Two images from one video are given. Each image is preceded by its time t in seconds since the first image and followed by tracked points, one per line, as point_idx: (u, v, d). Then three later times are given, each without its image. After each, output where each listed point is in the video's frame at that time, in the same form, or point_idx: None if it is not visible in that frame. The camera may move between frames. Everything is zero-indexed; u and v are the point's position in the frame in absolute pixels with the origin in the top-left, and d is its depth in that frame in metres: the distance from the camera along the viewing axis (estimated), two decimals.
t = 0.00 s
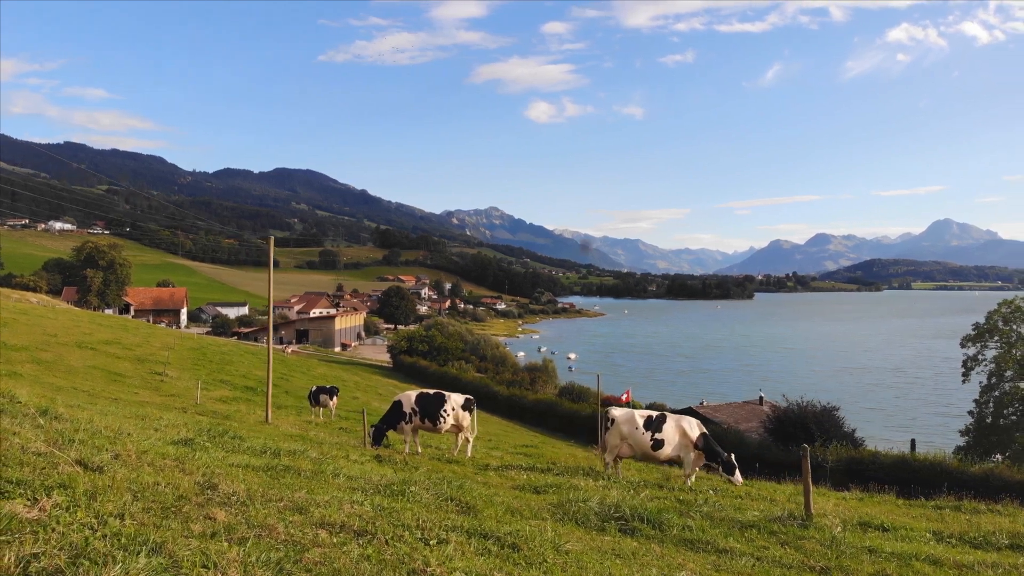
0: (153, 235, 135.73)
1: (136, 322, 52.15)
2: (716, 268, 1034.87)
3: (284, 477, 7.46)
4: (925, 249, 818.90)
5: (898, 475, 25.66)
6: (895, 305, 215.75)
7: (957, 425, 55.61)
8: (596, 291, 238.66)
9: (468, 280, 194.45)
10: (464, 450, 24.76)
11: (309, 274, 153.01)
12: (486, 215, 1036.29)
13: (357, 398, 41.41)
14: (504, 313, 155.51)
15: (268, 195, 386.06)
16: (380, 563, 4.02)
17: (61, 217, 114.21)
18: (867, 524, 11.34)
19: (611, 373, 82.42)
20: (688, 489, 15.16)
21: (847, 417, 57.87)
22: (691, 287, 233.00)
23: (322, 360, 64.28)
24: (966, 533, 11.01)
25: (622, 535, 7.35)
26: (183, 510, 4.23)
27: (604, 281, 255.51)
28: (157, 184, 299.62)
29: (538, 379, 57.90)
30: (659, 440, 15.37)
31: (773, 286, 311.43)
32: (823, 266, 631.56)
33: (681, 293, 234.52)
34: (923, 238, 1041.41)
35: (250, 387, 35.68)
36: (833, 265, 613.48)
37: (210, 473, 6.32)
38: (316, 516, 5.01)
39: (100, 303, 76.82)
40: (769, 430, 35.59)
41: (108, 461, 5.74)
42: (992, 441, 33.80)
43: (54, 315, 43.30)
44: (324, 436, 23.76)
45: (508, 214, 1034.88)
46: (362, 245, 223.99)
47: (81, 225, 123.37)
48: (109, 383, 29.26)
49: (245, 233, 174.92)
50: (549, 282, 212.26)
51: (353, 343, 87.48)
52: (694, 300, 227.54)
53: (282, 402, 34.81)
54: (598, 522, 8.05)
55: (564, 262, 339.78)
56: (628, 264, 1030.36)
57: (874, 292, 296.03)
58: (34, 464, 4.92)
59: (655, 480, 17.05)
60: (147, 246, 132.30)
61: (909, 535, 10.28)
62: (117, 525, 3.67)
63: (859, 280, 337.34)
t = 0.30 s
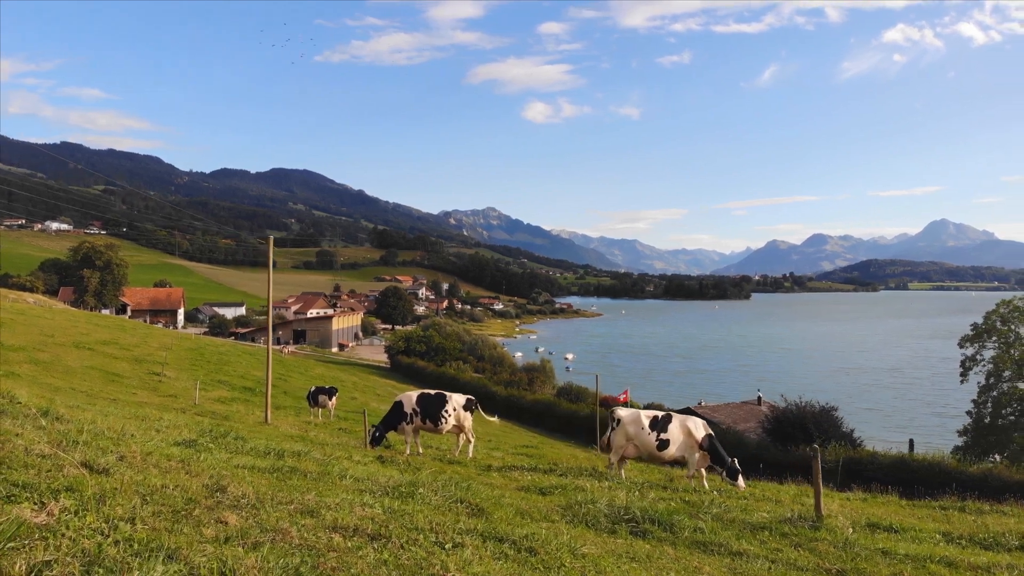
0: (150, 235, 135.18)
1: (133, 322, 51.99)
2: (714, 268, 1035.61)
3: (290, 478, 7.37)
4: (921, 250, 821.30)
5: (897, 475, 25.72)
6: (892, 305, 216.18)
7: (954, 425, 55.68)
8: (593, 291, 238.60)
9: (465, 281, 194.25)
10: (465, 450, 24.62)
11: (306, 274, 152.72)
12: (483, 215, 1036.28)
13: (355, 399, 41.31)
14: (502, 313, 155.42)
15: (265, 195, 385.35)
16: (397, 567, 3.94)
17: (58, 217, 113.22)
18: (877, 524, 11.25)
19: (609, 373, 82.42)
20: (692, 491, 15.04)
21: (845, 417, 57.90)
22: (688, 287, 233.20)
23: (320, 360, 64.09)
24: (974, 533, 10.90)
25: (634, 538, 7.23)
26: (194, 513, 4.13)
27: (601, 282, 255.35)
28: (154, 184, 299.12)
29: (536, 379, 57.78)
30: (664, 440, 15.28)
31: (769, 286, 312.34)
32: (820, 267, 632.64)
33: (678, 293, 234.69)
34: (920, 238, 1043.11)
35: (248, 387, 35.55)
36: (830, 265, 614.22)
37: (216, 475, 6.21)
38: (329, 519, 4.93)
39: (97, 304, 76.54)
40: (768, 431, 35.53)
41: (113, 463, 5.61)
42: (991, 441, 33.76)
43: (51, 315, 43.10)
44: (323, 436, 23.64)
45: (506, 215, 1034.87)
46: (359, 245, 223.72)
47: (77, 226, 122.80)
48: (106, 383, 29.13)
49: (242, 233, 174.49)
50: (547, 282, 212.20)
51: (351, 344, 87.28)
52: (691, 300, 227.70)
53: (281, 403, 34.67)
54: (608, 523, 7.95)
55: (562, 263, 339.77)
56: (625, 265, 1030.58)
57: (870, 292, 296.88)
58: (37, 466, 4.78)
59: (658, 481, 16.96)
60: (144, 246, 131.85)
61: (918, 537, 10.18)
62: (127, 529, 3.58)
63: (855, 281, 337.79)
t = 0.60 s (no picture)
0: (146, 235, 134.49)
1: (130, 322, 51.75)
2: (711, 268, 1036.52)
3: (296, 479, 7.24)
4: (918, 250, 823.16)
5: (894, 474, 25.81)
6: (888, 305, 216.67)
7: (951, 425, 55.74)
8: (590, 292, 238.56)
9: (462, 281, 193.99)
10: (465, 450, 24.49)
11: (303, 275, 152.34)
12: (480, 215, 1035.84)
13: (353, 399, 41.16)
14: (499, 313, 155.27)
15: (262, 195, 384.50)
16: (415, 570, 3.86)
17: (55, 217, 112.48)
18: (884, 524, 11.16)
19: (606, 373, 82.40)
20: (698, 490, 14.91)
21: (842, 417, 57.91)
22: (685, 287, 233.31)
23: (317, 360, 63.88)
24: (982, 533, 10.82)
25: (647, 540, 7.15)
26: (206, 515, 4.04)
27: (598, 282, 255.31)
28: (150, 183, 298.27)
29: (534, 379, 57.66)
30: (669, 440, 15.20)
31: (766, 287, 312.44)
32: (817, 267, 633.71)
33: (675, 294, 234.79)
34: (916, 238, 1045.31)
35: (246, 387, 35.39)
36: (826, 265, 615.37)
37: (225, 477, 6.11)
38: (343, 521, 4.85)
39: (93, 304, 76.20)
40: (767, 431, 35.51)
41: (119, 465, 5.50)
42: (988, 441, 33.72)
43: (48, 315, 42.83)
44: (323, 437, 23.51)
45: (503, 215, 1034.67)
46: (356, 245, 223.39)
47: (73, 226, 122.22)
48: (104, 383, 28.97)
49: (239, 233, 173.98)
50: (543, 282, 212.10)
51: (348, 344, 87.05)
52: (687, 300, 227.78)
53: (279, 403, 34.53)
54: (619, 525, 7.84)
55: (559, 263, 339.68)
56: (622, 265, 1030.83)
57: (867, 293, 297.18)
58: (45, 467, 4.67)
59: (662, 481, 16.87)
60: (140, 246, 131.31)
61: (928, 536, 10.10)
62: (141, 533, 3.52)
63: (852, 281, 338.21)
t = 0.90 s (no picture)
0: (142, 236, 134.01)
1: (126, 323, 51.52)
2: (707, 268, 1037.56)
3: (301, 480, 7.16)
4: (914, 250, 825.63)
5: (887, 473, 26.07)
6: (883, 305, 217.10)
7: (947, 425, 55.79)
8: (587, 291, 238.45)
9: (458, 281, 193.71)
10: (465, 451, 24.39)
11: (299, 275, 151.95)
12: (477, 215, 1035.47)
13: (351, 399, 41.00)
14: (495, 313, 155.11)
15: (258, 195, 383.43)
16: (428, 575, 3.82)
17: (51, 217, 112.07)
18: (888, 524, 11.13)
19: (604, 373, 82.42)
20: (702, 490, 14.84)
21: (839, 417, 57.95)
22: (681, 287, 233.37)
23: (314, 360, 63.71)
24: (987, 532, 10.78)
25: (655, 541, 7.08)
26: (214, 518, 3.97)
27: (594, 282, 255.21)
28: (145, 183, 297.29)
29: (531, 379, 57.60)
30: (673, 441, 15.13)
31: (762, 287, 312.52)
32: (813, 267, 634.61)
33: (671, 294, 234.84)
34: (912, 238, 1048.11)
35: (244, 388, 35.24)
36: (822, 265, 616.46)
37: (230, 479, 6.03)
38: (353, 522, 4.80)
39: (89, 304, 75.88)
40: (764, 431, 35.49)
41: (123, 465, 5.42)
42: (985, 440, 33.54)
43: (43, 315, 42.58)
44: (322, 437, 23.37)
45: (500, 215, 1034.17)
46: (352, 245, 223.00)
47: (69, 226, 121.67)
48: (101, 383, 28.81)
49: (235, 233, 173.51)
50: (540, 282, 211.90)
51: (345, 344, 86.88)
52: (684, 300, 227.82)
53: (277, 403, 34.45)
54: (626, 527, 7.74)
55: (555, 263, 339.52)
56: (619, 265, 1031.32)
57: (862, 293, 297.90)
58: (48, 468, 4.59)
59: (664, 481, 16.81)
60: (136, 247, 130.84)
61: (933, 537, 10.06)
62: (152, 535, 3.49)
63: (847, 281, 338.68)
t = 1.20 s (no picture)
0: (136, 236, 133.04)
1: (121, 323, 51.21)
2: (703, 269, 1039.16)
3: (307, 481, 7.04)
4: (908, 250, 829.74)
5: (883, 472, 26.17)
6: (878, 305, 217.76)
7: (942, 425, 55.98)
8: (582, 292, 238.29)
9: (454, 281, 193.32)
10: (463, 451, 24.28)
11: (294, 275, 151.43)
12: (472, 215, 1034.60)
13: (347, 400, 40.80)
14: (491, 313, 154.90)
15: (252, 195, 381.95)
16: None
17: (44, 217, 111.31)
18: (895, 525, 11.03)
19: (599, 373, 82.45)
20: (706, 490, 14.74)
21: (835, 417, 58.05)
22: (676, 287, 233.38)
23: (310, 361, 63.45)
24: (994, 532, 10.72)
25: (665, 543, 6.99)
26: (225, 521, 3.91)
27: (589, 283, 255.11)
28: (138, 183, 295.68)
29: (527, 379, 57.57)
30: (678, 440, 15.07)
31: (756, 287, 311.35)
32: (807, 267, 636.19)
33: (666, 294, 234.98)
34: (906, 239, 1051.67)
35: (239, 388, 34.96)
36: (817, 265, 618.06)
37: (236, 478, 5.94)
38: (362, 524, 4.70)
39: (83, 304, 75.38)
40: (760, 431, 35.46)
41: (127, 466, 5.33)
42: (981, 440, 33.60)
43: (37, 316, 42.22)
44: (319, 437, 23.24)
45: (496, 216, 1033.83)
46: (347, 245, 222.39)
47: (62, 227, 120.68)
48: (95, 384, 28.56)
49: (229, 234, 172.84)
50: (535, 283, 211.77)
51: (340, 345, 86.57)
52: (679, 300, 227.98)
53: (274, 403, 34.30)
54: (635, 527, 7.65)
55: (551, 263, 339.20)
56: (615, 265, 1032.18)
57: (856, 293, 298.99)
58: (51, 470, 4.50)
59: (665, 481, 16.71)
60: (129, 247, 129.91)
61: (940, 537, 10.02)
62: (165, 538, 3.45)
63: (841, 283, 339.41)
